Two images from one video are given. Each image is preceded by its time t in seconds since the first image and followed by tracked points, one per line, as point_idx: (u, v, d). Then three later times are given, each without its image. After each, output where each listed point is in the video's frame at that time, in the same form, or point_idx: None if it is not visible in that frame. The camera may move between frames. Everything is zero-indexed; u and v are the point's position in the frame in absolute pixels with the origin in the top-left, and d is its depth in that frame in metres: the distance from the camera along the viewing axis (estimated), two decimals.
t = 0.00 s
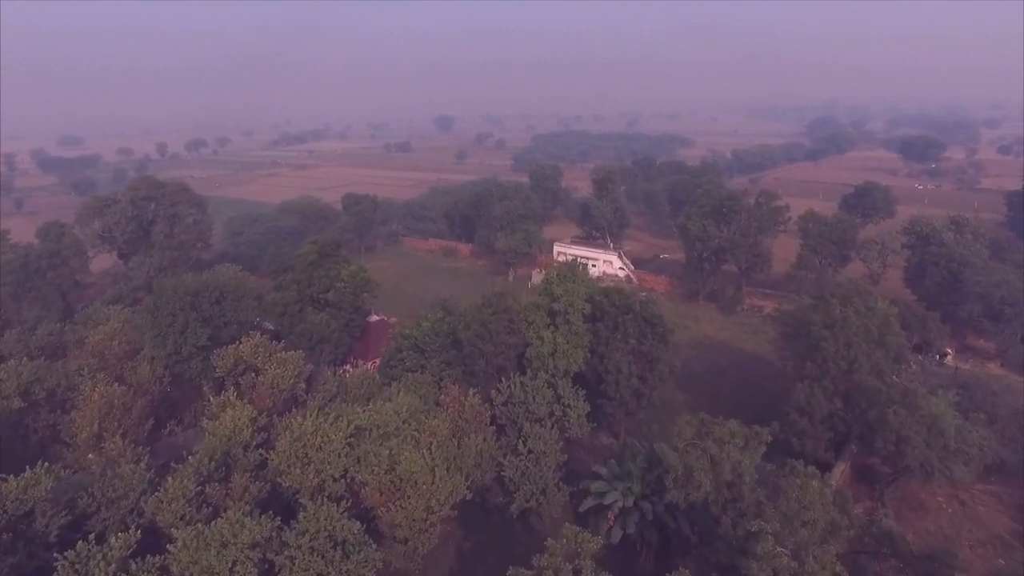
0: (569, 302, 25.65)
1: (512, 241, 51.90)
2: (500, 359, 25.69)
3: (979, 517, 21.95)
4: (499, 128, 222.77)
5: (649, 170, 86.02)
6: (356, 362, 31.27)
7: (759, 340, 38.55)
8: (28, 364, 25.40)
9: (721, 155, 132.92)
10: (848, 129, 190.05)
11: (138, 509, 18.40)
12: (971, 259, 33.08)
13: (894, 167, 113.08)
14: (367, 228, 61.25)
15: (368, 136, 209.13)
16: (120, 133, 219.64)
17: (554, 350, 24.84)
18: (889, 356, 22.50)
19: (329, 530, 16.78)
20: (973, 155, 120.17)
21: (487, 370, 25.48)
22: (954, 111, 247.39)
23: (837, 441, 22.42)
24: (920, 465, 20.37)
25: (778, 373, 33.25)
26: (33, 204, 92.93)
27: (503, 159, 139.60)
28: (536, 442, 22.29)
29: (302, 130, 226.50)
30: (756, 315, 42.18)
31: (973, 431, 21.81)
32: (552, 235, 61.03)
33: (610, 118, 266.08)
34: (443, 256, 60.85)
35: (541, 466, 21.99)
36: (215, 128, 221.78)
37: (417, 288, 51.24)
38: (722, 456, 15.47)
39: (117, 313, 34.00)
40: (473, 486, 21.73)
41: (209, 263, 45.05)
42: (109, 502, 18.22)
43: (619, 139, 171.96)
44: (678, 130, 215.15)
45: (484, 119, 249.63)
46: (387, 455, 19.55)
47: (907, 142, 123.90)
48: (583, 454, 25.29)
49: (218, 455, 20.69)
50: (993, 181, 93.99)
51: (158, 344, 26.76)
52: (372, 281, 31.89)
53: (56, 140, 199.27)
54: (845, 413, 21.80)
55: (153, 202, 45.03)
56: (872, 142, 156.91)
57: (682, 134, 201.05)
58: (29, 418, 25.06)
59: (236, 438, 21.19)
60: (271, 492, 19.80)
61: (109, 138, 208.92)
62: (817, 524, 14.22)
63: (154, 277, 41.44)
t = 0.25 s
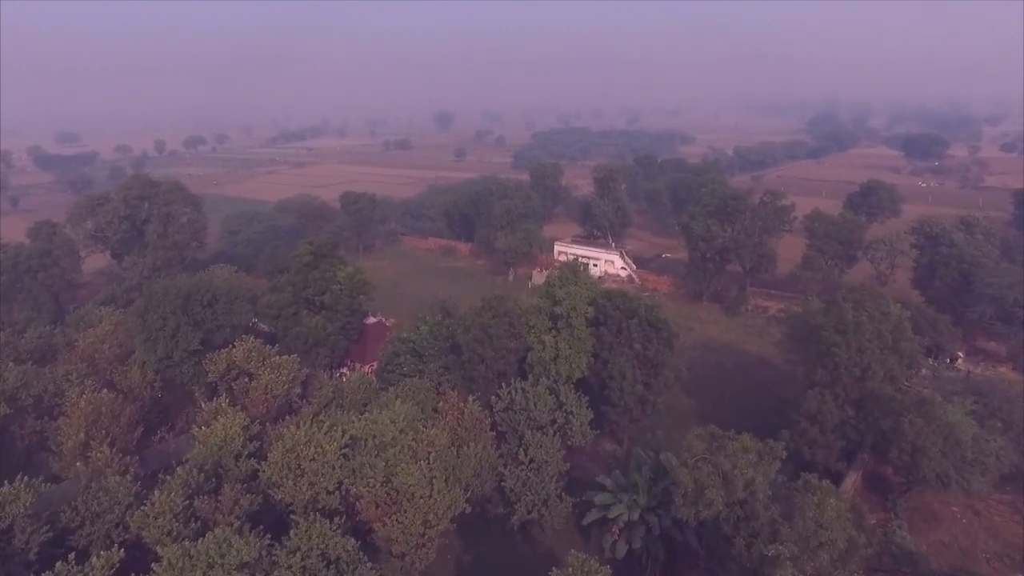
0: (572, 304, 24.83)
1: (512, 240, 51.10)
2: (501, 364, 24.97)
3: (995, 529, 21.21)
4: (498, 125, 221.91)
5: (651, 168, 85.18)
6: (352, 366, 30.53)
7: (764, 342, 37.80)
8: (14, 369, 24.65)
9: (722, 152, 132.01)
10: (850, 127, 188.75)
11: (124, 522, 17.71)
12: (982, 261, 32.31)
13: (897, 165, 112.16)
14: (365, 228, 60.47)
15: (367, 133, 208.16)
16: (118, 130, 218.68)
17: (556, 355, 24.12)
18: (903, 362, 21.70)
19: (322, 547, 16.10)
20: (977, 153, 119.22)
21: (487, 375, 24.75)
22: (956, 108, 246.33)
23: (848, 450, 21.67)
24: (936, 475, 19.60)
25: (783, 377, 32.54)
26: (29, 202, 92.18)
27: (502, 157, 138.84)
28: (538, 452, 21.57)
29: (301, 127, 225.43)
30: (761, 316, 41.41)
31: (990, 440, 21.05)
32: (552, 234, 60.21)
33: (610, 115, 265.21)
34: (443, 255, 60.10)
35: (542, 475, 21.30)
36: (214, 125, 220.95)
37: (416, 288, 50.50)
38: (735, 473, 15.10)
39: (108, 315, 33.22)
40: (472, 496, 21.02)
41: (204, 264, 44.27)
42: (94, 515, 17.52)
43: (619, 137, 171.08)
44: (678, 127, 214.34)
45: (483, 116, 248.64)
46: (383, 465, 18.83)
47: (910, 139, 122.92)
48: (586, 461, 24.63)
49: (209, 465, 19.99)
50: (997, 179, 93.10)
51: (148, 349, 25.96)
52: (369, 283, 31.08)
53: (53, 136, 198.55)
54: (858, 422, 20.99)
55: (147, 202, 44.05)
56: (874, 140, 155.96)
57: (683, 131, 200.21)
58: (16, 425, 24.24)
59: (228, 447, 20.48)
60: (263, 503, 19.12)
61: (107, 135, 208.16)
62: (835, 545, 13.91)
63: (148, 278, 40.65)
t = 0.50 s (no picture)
0: (574, 303, 24.07)
1: (513, 234, 50.28)
2: (501, 364, 24.26)
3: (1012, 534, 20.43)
4: (498, 116, 220.27)
5: (652, 160, 84.16)
6: (349, 365, 29.93)
7: (769, 339, 37.07)
8: None
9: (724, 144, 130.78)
10: (852, 118, 187.25)
11: (110, 532, 17.07)
12: (995, 256, 31.45)
13: (900, 156, 111.00)
14: (363, 221, 59.62)
15: (365, 125, 206.64)
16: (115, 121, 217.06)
17: (558, 356, 23.41)
18: (917, 363, 20.95)
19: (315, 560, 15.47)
20: (981, 145, 118.00)
21: (487, 375, 24.05)
22: (960, 99, 244.48)
23: (860, 454, 20.99)
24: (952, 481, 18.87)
25: (790, 375, 31.84)
26: (23, 194, 91.16)
27: (502, 148, 137.60)
28: (539, 456, 20.89)
29: (299, 118, 223.88)
30: (766, 312, 40.65)
31: (1008, 444, 20.29)
32: (553, 228, 59.35)
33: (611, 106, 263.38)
34: (442, 249, 59.31)
35: (544, 481, 20.65)
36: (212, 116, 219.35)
37: (415, 283, 49.73)
38: (749, 486, 14.93)
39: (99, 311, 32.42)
40: (472, 502, 20.37)
41: (199, 258, 43.46)
42: (78, 525, 16.88)
43: (620, 128, 169.62)
44: (679, 118, 212.75)
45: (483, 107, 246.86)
46: (379, 472, 18.12)
47: (914, 130, 121.63)
48: (590, 465, 24.18)
49: (199, 471, 19.43)
50: (1002, 171, 91.99)
51: (138, 348, 25.12)
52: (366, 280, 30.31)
53: (49, 127, 197.10)
54: (870, 426, 20.30)
55: (139, 195, 43.16)
56: (876, 131, 154.56)
57: (684, 122, 198.74)
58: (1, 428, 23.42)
59: (219, 451, 19.93)
60: (255, 511, 18.52)
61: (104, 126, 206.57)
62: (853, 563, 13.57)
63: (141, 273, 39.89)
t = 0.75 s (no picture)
0: (578, 301, 23.36)
1: (513, 228, 49.48)
2: (501, 365, 23.53)
3: None
4: (497, 107, 218.73)
5: (654, 152, 83.21)
6: (346, 364, 29.35)
7: (774, 336, 36.37)
8: None
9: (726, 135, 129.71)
10: (854, 109, 185.79)
11: (94, 544, 16.41)
12: (1008, 253, 30.65)
13: (903, 148, 110.03)
14: (361, 214, 58.84)
15: (364, 116, 205.21)
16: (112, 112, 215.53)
17: (561, 357, 22.69)
18: (933, 366, 20.20)
19: None
20: (985, 137, 116.92)
21: (487, 377, 23.34)
22: (963, 90, 242.83)
23: (872, 459, 20.28)
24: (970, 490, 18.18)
25: (796, 375, 31.17)
26: (18, 186, 90.25)
27: (502, 140, 136.43)
28: (541, 462, 20.21)
29: (298, 109, 222.52)
30: (770, 309, 39.92)
31: None
32: (554, 222, 58.55)
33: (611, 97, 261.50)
34: (441, 243, 58.53)
35: (546, 487, 19.97)
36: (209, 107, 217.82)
37: (414, 278, 49.00)
38: (764, 502, 14.45)
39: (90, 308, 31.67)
40: (471, 510, 19.71)
41: (193, 253, 42.69)
42: (61, 537, 16.20)
43: (620, 119, 168.35)
44: (680, 109, 211.17)
45: (483, 98, 245.10)
46: (374, 481, 17.43)
47: (917, 122, 120.49)
48: (593, 469, 23.60)
49: (189, 478, 18.90)
50: (1007, 164, 91.00)
51: (127, 349, 24.33)
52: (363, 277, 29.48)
53: (46, 118, 195.74)
54: (884, 431, 19.58)
55: (131, 188, 42.28)
56: (879, 122, 153.28)
57: (685, 113, 197.31)
58: None
59: (210, 457, 19.20)
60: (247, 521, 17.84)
61: (101, 117, 205.16)
62: None
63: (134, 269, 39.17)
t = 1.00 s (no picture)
0: (581, 301, 22.62)
1: (513, 222, 48.67)
2: (502, 367, 22.83)
3: None
4: (496, 98, 217.04)
5: (656, 143, 82.22)
6: (342, 363, 28.73)
7: (780, 334, 35.67)
8: None
9: (728, 127, 128.55)
10: (856, 100, 184.37)
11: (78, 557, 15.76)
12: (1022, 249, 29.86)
13: (907, 140, 108.93)
14: (359, 207, 58.00)
15: (363, 107, 203.67)
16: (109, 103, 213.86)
17: (564, 359, 21.98)
18: (950, 369, 19.46)
19: None
20: (989, 129, 115.79)
21: (488, 379, 22.64)
22: (967, 81, 241.03)
23: (886, 466, 19.59)
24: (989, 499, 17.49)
25: (803, 374, 30.48)
26: (12, 179, 89.33)
27: (502, 131, 135.18)
28: (543, 469, 19.60)
29: (296, 99, 220.84)
30: (776, 305, 39.19)
31: None
32: (555, 215, 57.72)
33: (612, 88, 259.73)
34: (440, 237, 57.70)
35: (548, 495, 19.34)
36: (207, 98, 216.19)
37: (412, 273, 48.26)
38: (782, 521, 13.98)
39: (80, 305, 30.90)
40: (471, 518, 19.09)
41: (188, 248, 41.89)
42: (43, 551, 15.55)
43: (621, 110, 167.01)
44: (681, 100, 209.59)
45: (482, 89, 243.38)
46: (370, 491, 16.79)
47: (921, 113, 119.31)
48: (596, 473, 22.98)
49: (179, 486, 18.24)
50: (1013, 156, 90.00)
51: (116, 350, 23.50)
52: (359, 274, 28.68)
53: (42, 109, 194.23)
54: (899, 436, 18.87)
55: (124, 182, 41.43)
56: (882, 113, 151.96)
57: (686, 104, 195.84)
58: None
59: (200, 464, 18.54)
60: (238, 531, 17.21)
61: (98, 108, 203.57)
62: None
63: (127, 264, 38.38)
